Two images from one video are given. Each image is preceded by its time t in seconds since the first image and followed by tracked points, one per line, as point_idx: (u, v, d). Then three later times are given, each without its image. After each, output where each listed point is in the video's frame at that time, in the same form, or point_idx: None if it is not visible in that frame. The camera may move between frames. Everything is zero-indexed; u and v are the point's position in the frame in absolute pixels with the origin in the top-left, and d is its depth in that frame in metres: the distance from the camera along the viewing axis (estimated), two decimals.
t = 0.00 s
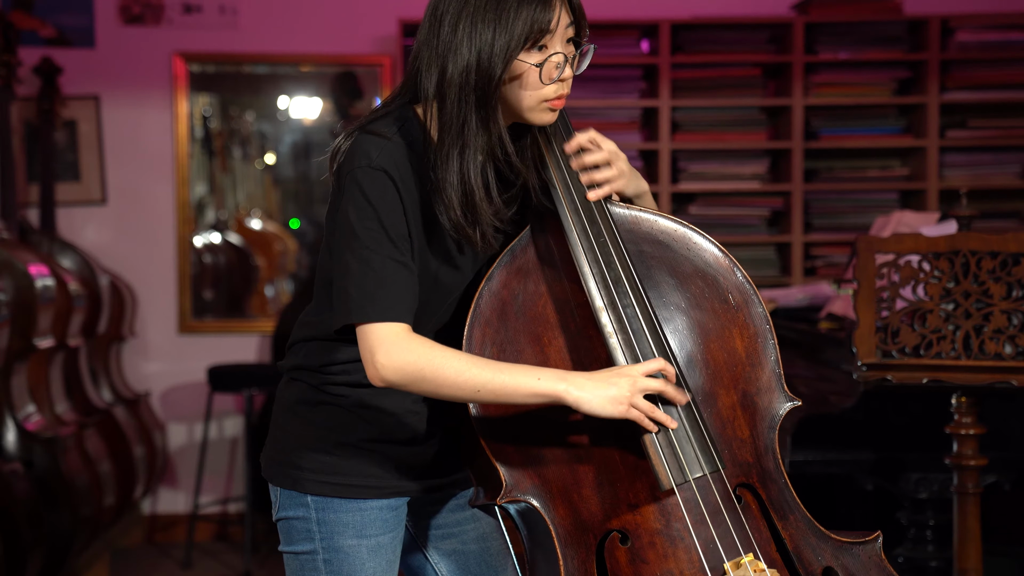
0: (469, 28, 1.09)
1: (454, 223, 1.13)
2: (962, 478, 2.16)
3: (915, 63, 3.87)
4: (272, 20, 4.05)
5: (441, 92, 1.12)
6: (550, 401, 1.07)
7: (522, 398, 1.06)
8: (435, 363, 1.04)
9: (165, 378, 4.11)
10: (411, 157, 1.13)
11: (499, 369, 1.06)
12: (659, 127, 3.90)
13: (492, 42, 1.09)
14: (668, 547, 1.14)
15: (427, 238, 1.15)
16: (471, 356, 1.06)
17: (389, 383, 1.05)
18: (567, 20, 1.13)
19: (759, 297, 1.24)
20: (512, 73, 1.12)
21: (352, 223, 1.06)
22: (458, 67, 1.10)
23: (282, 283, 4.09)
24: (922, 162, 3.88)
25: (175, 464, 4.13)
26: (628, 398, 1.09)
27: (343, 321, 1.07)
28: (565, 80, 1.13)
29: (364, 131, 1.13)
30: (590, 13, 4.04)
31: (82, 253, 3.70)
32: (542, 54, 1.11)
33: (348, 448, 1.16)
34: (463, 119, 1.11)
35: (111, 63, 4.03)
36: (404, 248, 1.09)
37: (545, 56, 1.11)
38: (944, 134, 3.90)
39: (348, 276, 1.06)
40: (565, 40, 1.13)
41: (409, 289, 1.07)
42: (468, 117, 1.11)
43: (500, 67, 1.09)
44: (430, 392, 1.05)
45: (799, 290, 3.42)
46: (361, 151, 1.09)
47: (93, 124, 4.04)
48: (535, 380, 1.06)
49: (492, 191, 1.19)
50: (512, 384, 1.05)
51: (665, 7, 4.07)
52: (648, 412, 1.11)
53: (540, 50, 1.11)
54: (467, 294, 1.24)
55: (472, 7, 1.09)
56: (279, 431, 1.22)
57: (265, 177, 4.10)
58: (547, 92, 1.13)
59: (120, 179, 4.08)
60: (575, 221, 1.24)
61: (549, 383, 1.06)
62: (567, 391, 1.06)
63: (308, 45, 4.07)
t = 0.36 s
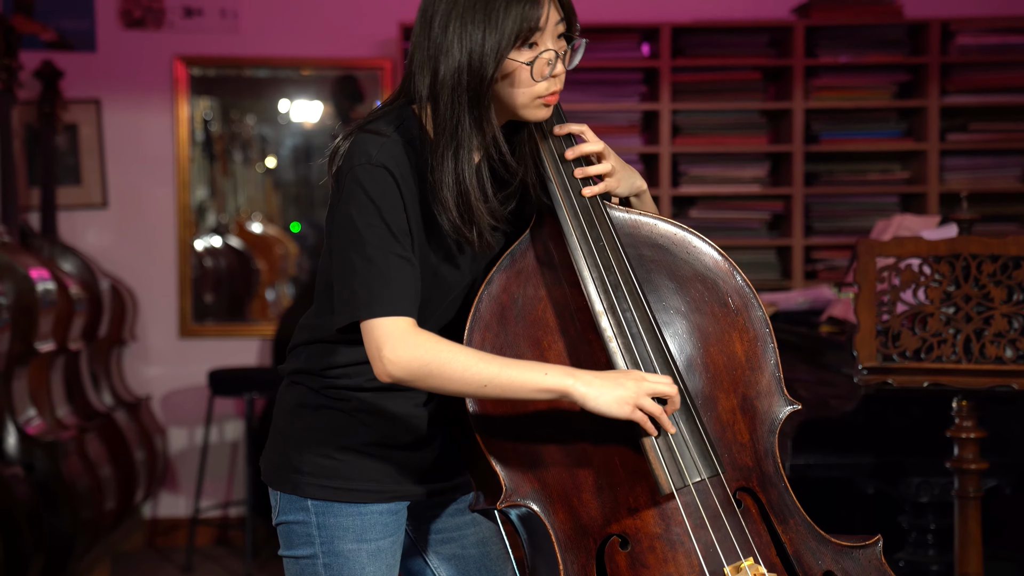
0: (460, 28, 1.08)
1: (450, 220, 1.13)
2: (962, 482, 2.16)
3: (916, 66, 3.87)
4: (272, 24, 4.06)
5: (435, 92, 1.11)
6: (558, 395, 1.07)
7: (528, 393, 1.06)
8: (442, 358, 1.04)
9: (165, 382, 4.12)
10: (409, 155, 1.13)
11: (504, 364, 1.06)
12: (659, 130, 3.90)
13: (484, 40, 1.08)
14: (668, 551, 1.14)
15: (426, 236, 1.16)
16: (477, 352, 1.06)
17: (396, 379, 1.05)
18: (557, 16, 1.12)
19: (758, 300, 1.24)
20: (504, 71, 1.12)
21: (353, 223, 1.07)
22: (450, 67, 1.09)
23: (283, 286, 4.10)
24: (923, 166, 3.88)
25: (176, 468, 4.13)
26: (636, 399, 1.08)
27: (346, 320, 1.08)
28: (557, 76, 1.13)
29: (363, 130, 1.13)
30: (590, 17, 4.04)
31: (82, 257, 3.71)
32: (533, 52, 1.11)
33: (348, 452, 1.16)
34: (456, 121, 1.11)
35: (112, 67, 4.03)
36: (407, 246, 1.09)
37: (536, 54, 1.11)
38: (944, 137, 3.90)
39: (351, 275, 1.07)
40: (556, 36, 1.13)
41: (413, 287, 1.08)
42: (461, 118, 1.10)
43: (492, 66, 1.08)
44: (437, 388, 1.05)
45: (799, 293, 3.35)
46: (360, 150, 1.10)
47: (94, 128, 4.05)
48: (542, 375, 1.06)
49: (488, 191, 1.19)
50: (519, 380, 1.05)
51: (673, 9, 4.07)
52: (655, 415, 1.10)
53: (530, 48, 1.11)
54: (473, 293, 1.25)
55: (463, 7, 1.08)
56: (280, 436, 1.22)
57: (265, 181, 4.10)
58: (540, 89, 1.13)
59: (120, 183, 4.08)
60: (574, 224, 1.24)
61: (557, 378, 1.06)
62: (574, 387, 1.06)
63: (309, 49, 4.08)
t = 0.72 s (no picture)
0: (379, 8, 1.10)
1: (411, 195, 1.12)
2: (963, 495, 2.15)
3: (915, 80, 3.89)
4: (272, 38, 4.06)
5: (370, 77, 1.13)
6: (559, 378, 1.07)
7: (531, 378, 1.06)
8: (444, 348, 1.04)
9: (165, 396, 4.11)
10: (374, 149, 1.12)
11: (509, 353, 1.06)
12: (658, 144, 3.91)
13: (398, 17, 1.10)
14: (669, 565, 1.15)
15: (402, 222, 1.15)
16: (476, 341, 1.06)
17: (397, 372, 1.05)
18: None
19: (765, 313, 1.24)
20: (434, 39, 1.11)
21: (327, 222, 1.08)
22: (374, 46, 1.11)
23: (282, 300, 4.08)
24: (922, 179, 3.89)
25: (175, 482, 4.12)
26: (636, 384, 1.07)
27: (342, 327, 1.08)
28: (490, 37, 1.12)
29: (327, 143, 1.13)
30: (589, 30, 4.07)
31: (82, 271, 3.70)
32: (461, 16, 1.10)
33: (360, 468, 1.17)
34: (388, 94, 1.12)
35: (112, 80, 4.04)
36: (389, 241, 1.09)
37: (464, 17, 1.10)
38: (944, 150, 3.91)
39: (337, 282, 1.07)
40: None
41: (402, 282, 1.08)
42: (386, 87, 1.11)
43: (407, 34, 1.10)
44: (441, 379, 1.05)
45: (798, 306, 3.35)
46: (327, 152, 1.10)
47: (94, 141, 4.06)
48: (544, 359, 1.06)
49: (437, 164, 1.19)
50: (524, 365, 1.06)
51: (675, 21, 4.10)
52: (648, 413, 1.08)
53: (458, 13, 1.10)
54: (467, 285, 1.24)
55: None
56: (288, 454, 1.22)
57: (265, 195, 4.05)
58: (474, 53, 1.11)
59: (119, 196, 4.08)
60: (578, 237, 1.23)
61: (558, 362, 1.06)
62: (575, 368, 1.06)
63: (309, 62, 4.08)
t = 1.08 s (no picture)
0: (347, 19, 1.15)
1: (372, 200, 1.14)
2: (969, 523, 2.12)
3: (917, 106, 3.91)
4: (278, 63, 4.09)
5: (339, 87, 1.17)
6: (524, 388, 1.07)
7: (496, 392, 1.07)
8: (402, 371, 1.06)
9: (168, 421, 4.10)
10: (342, 163, 1.15)
11: (468, 366, 1.07)
12: (661, 169, 3.91)
13: (365, 23, 1.13)
14: None
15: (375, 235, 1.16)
16: (436, 358, 1.07)
17: (365, 399, 1.07)
18: None
19: (768, 341, 1.23)
20: (399, 47, 1.14)
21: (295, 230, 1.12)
22: (343, 56, 1.16)
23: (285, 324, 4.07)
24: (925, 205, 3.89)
25: (177, 508, 4.09)
26: (601, 391, 1.06)
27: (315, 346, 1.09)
28: (454, 46, 1.14)
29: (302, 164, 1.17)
30: (592, 57, 4.12)
31: (86, 296, 3.70)
32: (425, 24, 1.13)
33: (370, 496, 1.16)
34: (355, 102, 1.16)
35: (117, 106, 4.06)
36: (355, 255, 1.10)
37: (429, 25, 1.13)
38: (946, 177, 3.92)
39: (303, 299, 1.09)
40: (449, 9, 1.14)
41: (366, 293, 1.09)
42: (352, 92, 1.16)
43: (373, 41, 1.13)
44: (406, 400, 1.07)
45: (801, 332, 3.37)
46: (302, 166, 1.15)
47: (99, 167, 4.07)
48: (506, 371, 1.07)
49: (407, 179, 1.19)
50: (486, 378, 1.07)
51: (675, 49, 4.16)
52: (624, 410, 1.07)
53: (422, 21, 1.13)
54: (455, 299, 1.24)
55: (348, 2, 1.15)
56: (298, 482, 1.21)
57: (268, 220, 4.07)
58: (437, 60, 1.13)
59: (123, 222, 4.09)
60: (574, 265, 1.21)
61: (520, 372, 1.07)
62: (537, 377, 1.07)
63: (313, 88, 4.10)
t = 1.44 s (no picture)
0: (352, 36, 1.15)
1: (376, 214, 1.14)
2: (981, 547, 2.10)
3: (925, 129, 3.91)
4: (286, 87, 4.11)
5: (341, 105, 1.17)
6: (532, 422, 1.09)
7: (504, 422, 1.08)
8: (414, 398, 1.06)
9: (176, 444, 4.10)
10: (343, 180, 1.15)
11: (478, 398, 1.08)
12: (669, 192, 3.92)
13: (373, 38, 1.14)
14: None
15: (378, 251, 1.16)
16: (449, 387, 1.08)
17: (373, 423, 1.08)
18: (453, 18, 1.17)
19: (781, 361, 1.23)
20: (403, 66, 1.15)
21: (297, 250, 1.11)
22: (345, 74, 1.16)
23: (294, 347, 4.05)
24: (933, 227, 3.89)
25: (185, 532, 4.08)
26: (608, 414, 1.08)
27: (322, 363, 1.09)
28: (456, 70, 1.16)
29: (306, 184, 1.17)
30: (600, 81, 4.13)
31: (94, 319, 3.71)
32: (430, 44, 1.15)
33: (380, 520, 1.16)
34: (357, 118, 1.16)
35: (126, 131, 4.09)
36: (361, 272, 1.10)
37: (433, 45, 1.15)
38: (955, 199, 3.92)
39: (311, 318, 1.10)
40: (452, 33, 1.17)
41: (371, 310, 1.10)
42: (356, 106, 1.16)
43: (379, 59, 1.14)
44: (414, 425, 1.07)
45: (811, 354, 3.34)
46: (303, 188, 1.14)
47: (107, 190, 4.08)
48: (515, 405, 1.08)
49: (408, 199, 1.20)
50: (495, 411, 1.07)
51: (683, 71, 4.18)
52: (633, 429, 1.09)
53: (427, 41, 1.15)
54: (461, 313, 1.23)
55: (354, 19, 1.16)
56: (305, 506, 1.21)
57: (278, 243, 4.04)
58: (438, 81, 1.15)
59: (131, 245, 4.10)
60: (592, 285, 1.21)
61: (528, 407, 1.08)
62: (545, 412, 1.08)
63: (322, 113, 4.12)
